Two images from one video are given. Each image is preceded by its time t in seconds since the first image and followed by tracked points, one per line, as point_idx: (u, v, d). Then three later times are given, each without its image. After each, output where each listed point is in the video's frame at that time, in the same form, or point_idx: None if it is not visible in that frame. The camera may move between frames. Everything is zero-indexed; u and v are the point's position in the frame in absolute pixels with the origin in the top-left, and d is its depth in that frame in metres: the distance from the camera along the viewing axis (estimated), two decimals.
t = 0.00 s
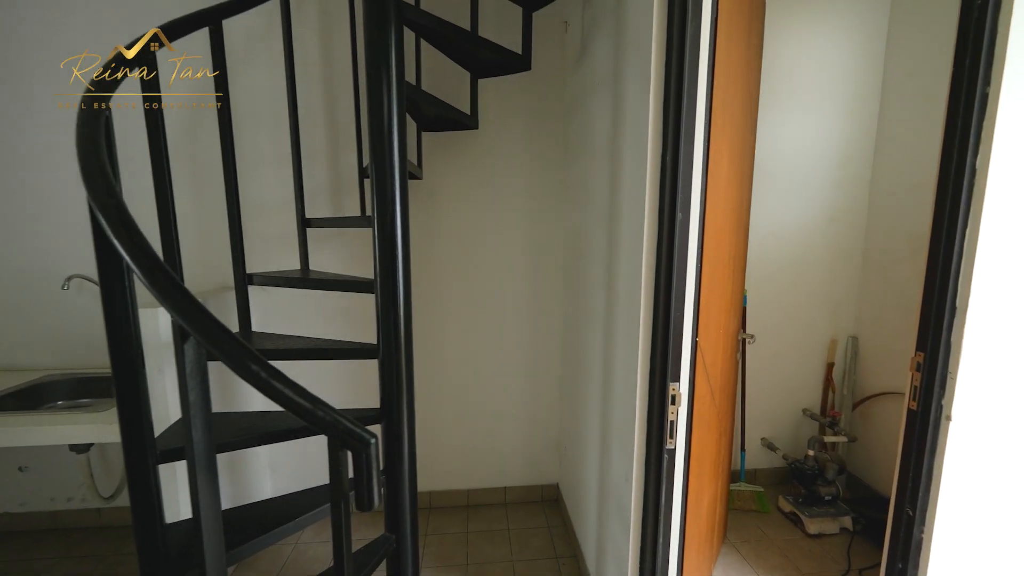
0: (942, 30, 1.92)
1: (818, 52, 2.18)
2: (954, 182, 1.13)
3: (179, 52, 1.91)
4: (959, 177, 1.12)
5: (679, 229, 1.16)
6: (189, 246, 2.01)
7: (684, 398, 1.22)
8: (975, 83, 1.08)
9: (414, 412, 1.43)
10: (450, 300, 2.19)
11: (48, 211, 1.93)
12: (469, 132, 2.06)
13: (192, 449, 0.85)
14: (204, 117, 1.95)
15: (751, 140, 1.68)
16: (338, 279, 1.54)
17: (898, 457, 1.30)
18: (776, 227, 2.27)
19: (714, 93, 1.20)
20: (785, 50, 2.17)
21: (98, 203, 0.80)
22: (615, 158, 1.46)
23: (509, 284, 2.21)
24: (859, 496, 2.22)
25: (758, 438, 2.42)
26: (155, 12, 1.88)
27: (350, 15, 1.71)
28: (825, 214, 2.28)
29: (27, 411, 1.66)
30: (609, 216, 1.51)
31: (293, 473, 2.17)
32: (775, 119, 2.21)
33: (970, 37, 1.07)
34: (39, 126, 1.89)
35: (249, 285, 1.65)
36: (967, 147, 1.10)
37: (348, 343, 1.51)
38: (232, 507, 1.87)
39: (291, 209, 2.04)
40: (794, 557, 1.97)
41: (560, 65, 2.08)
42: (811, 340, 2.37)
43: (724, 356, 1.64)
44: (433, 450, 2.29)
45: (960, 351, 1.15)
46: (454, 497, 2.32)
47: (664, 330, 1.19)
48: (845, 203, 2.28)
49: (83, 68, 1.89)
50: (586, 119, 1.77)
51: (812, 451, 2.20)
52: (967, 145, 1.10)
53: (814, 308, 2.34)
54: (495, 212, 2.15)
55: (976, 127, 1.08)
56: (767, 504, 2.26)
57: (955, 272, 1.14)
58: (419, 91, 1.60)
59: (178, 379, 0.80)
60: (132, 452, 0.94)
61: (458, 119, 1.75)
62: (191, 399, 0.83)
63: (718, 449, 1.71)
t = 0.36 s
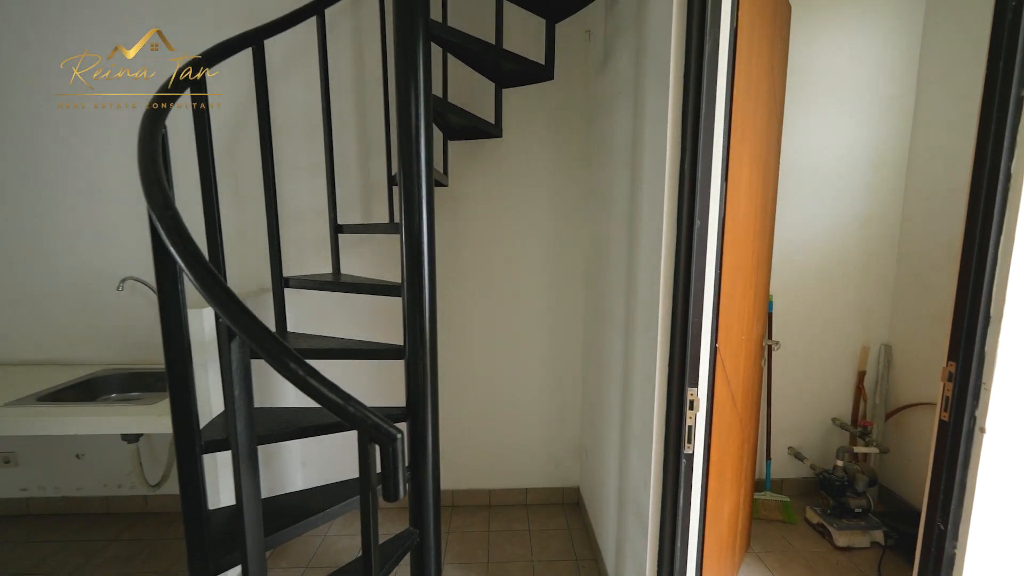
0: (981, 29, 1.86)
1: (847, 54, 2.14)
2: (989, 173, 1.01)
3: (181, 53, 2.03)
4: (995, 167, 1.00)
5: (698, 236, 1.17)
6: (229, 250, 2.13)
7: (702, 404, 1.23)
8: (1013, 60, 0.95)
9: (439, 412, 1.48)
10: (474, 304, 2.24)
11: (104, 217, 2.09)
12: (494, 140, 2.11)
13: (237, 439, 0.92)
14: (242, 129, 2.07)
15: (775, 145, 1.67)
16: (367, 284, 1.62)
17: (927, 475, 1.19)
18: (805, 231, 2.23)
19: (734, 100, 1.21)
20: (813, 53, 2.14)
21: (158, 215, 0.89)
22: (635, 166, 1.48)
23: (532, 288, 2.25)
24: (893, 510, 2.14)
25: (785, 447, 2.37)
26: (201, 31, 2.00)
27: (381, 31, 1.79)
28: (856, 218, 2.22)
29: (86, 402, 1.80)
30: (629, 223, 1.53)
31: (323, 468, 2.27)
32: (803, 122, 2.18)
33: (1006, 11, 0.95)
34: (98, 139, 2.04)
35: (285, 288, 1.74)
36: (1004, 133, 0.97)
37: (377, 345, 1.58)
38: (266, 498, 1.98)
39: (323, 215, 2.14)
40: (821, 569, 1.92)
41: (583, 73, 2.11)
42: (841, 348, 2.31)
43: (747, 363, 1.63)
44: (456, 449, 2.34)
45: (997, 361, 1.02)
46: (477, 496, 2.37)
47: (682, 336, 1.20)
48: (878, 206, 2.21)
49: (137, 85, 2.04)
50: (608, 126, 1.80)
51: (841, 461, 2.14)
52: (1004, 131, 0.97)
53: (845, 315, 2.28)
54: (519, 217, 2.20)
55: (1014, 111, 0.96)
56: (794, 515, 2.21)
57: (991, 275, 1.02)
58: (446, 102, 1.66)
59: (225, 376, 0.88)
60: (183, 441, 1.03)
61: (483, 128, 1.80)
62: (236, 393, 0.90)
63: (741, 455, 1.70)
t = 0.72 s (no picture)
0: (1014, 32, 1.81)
1: (871, 59, 2.12)
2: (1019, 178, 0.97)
3: (179, 52, 2.11)
4: None
5: (715, 245, 1.19)
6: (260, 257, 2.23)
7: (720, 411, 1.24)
8: None
9: (459, 415, 1.53)
10: (494, 310, 2.28)
11: (145, 226, 2.20)
12: (514, 150, 2.16)
13: (272, 436, 0.98)
14: (274, 142, 2.17)
15: (796, 153, 1.67)
16: (392, 290, 1.68)
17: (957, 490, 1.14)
18: (829, 239, 2.20)
19: (752, 110, 1.22)
20: (835, 59, 2.12)
21: (203, 225, 0.96)
22: (653, 175, 1.50)
23: (550, 295, 2.28)
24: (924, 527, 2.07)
25: (809, 459, 2.32)
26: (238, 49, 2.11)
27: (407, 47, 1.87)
28: (882, 226, 2.18)
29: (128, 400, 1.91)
30: (647, 231, 1.55)
31: (346, 468, 2.33)
32: (826, 129, 2.16)
33: None
34: (141, 151, 2.16)
35: (313, 294, 1.81)
36: None
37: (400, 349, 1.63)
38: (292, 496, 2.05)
39: (350, 223, 2.23)
40: None
41: (602, 83, 2.14)
42: (867, 358, 2.26)
43: (767, 371, 1.61)
44: (475, 454, 2.38)
45: None
46: (495, 501, 2.40)
47: (699, 343, 1.22)
48: (906, 213, 2.17)
49: (175, 100, 2.15)
50: (626, 136, 1.82)
51: (867, 475, 2.09)
52: None
53: (872, 324, 2.23)
54: (537, 226, 2.23)
55: None
56: (819, 529, 2.15)
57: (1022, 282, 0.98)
58: (467, 115, 1.72)
59: (262, 375, 0.94)
60: (221, 438, 1.09)
61: (503, 139, 1.85)
62: (272, 393, 0.96)
63: (762, 464, 1.68)
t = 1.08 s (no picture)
0: None
1: (896, 69, 2.09)
2: None
3: (179, 52, 2.21)
4: None
5: (734, 257, 1.20)
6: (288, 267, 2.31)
7: (740, 424, 1.24)
8: None
9: (479, 423, 1.55)
10: (512, 319, 2.31)
11: (180, 237, 2.31)
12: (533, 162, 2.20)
13: (302, 441, 1.03)
14: (302, 155, 2.26)
15: (816, 165, 1.67)
16: (414, 300, 1.72)
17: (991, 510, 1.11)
18: (853, 249, 2.17)
19: (771, 125, 1.23)
20: (858, 69, 2.10)
21: (241, 237, 1.02)
22: (671, 186, 1.52)
23: (568, 305, 2.29)
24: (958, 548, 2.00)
25: (835, 475, 2.27)
26: (269, 68, 2.20)
27: (430, 64, 1.94)
28: (908, 236, 2.14)
29: (162, 404, 2.00)
30: (665, 241, 1.57)
31: (367, 474, 2.38)
32: (849, 138, 2.13)
33: None
34: (173, 163, 2.27)
35: (338, 303, 1.87)
36: None
37: (422, 358, 1.67)
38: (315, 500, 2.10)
39: (373, 234, 2.29)
40: None
41: (620, 96, 2.17)
42: (895, 371, 2.20)
43: (789, 383, 1.59)
44: (493, 462, 2.39)
45: None
46: (512, 510, 2.40)
47: (718, 355, 1.22)
48: (934, 223, 2.12)
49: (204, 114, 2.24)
50: (644, 148, 1.84)
51: (895, 492, 2.02)
52: None
53: (899, 337, 2.18)
54: (556, 237, 2.26)
55: None
56: (845, 547, 2.09)
57: None
58: (488, 129, 1.77)
59: (294, 381, 0.99)
60: (253, 441, 1.15)
61: (523, 153, 1.88)
62: (303, 398, 1.01)
63: (784, 479, 1.65)
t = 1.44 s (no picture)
0: None
1: (921, 76, 2.05)
2: None
3: (179, 53, 2.32)
4: None
5: (755, 268, 1.18)
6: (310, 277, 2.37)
7: (762, 438, 1.21)
8: None
9: (495, 433, 1.56)
10: (529, 329, 2.31)
11: (207, 248, 2.39)
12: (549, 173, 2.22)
13: (325, 447, 1.05)
14: (325, 168, 2.32)
15: (839, 174, 1.65)
16: (433, 310, 1.74)
17: None
18: (878, 259, 2.11)
19: (791, 135, 1.22)
20: (881, 76, 2.07)
21: (269, 249, 1.05)
22: (688, 197, 1.52)
23: (585, 315, 2.29)
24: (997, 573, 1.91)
25: (863, 492, 2.19)
26: (294, 85, 2.28)
27: (449, 78, 1.98)
28: (937, 246, 2.08)
29: (189, 409, 2.06)
30: (683, 252, 1.56)
31: (384, 482, 2.39)
32: (873, 147, 2.09)
33: None
34: (202, 176, 2.36)
35: (358, 312, 1.91)
36: None
37: (441, 367, 1.68)
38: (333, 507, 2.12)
39: (392, 244, 2.34)
40: None
41: (638, 108, 2.18)
42: (926, 386, 2.13)
43: (814, 397, 1.56)
44: (509, 472, 2.39)
45: None
46: (529, 521, 2.39)
47: (739, 367, 1.21)
48: (965, 232, 2.06)
49: (232, 129, 2.33)
50: (662, 158, 1.85)
51: (928, 511, 1.94)
52: None
53: (929, 350, 2.11)
54: (572, 247, 2.27)
55: None
56: (875, 569, 2.01)
57: None
58: (505, 141, 1.79)
59: (318, 389, 1.02)
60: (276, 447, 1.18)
61: (539, 164, 1.91)
62: (326, 405, 1.03)
63: (809, 496, 1.61)
